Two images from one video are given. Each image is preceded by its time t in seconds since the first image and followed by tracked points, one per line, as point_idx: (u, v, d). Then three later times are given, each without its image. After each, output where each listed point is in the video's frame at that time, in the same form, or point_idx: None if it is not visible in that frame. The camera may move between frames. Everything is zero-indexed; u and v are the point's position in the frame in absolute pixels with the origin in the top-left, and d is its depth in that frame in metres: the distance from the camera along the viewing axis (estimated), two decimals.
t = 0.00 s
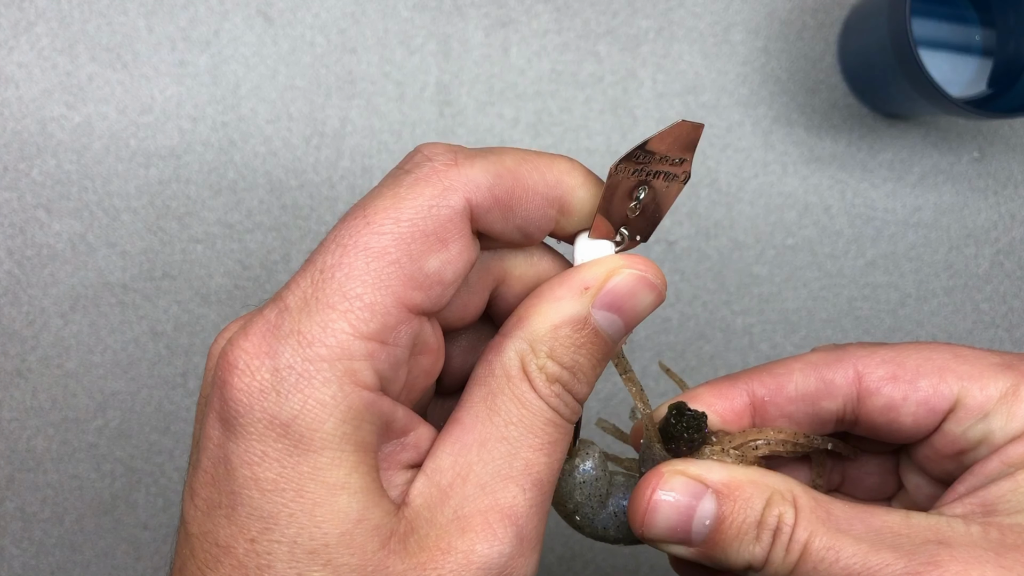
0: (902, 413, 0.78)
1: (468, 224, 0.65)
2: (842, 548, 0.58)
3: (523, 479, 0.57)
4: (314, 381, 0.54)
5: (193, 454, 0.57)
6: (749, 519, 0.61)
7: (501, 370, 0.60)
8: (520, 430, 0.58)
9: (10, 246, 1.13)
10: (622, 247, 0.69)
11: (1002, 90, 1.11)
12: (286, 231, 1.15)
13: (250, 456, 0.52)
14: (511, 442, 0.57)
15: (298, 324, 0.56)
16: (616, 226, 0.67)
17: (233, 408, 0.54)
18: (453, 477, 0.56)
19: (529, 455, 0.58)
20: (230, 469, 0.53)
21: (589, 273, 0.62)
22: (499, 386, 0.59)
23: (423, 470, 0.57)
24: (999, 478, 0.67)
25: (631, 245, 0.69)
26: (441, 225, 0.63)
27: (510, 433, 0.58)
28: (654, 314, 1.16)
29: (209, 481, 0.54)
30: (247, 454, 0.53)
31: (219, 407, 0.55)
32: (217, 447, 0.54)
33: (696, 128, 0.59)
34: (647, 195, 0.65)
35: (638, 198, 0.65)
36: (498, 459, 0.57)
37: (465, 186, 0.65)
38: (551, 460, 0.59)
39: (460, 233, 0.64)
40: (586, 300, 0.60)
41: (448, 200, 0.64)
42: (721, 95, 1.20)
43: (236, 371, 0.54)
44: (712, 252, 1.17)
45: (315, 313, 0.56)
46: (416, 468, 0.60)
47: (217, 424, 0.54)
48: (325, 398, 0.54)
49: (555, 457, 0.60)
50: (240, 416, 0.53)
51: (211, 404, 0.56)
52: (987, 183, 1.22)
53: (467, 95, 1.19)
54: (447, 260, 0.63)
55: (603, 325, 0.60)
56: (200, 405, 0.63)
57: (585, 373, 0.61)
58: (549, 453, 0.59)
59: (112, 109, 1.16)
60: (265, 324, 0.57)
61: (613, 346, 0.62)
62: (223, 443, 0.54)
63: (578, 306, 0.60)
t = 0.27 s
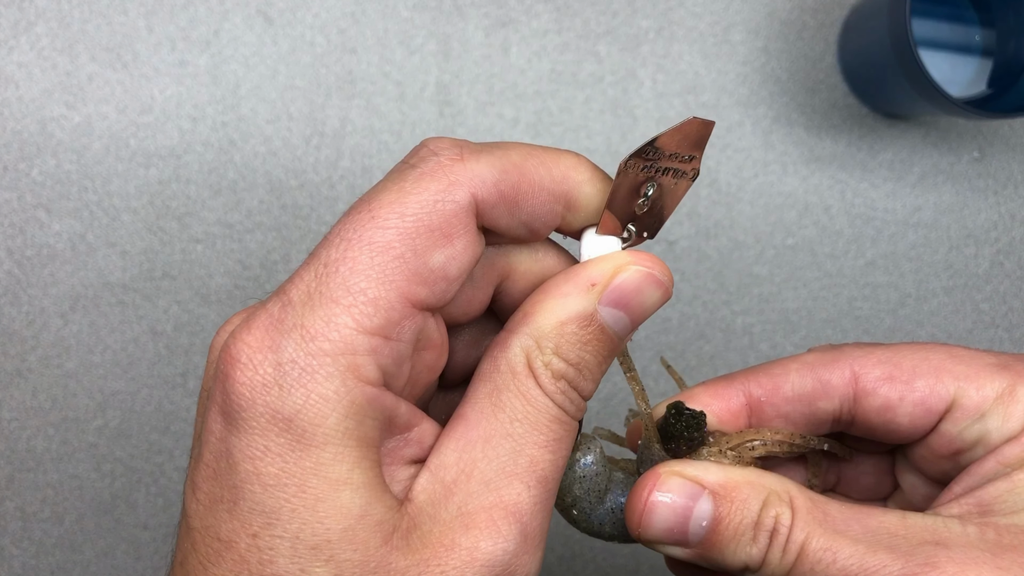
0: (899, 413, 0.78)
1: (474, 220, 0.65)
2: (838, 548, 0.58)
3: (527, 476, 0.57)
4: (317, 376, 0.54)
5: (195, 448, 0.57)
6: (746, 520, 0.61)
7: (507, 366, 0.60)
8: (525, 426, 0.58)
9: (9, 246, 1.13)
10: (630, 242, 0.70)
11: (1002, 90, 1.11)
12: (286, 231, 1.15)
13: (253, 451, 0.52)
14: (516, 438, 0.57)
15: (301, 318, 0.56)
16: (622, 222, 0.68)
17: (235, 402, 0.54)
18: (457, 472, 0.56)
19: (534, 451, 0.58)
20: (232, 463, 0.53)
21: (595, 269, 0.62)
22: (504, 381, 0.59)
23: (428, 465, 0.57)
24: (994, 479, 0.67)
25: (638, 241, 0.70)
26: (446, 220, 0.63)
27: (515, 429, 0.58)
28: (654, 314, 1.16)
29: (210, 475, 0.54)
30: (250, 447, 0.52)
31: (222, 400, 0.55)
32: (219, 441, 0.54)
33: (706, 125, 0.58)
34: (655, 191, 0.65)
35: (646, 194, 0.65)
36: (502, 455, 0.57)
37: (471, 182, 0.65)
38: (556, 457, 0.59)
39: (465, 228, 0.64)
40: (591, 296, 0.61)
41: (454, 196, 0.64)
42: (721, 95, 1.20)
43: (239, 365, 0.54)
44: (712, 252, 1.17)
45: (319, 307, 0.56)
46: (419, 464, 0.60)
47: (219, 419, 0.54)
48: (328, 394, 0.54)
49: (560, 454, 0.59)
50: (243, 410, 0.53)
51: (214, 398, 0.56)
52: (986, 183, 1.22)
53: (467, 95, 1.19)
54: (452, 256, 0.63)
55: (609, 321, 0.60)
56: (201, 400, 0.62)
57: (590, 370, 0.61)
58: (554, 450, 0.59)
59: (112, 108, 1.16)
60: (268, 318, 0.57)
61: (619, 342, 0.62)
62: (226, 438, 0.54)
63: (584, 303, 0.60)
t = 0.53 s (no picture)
0: (930, 383, 0.78)
1: (463, 195, 0.69)
2: (864, 522, 0.60)
3: (494, 450, 0.55)
4: (291, 331, 0.58)
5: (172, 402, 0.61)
6: (769, 486, 0.63)
7: (498, 341, 0.58)
8: (504, 402, 0.56)
9: (10, 246, 1.13)
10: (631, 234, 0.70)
11: (1002, 90, 1.11)
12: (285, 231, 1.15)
13: (221, 399, 0.56)
14: (492, 412, 0.56)
15: (280, 275, 0.60)
16: (626, 214, 0.68)
17: (212, 352, 0.57)
18: (428, 442, 0.55)
19: (506, 428, 0.56)
20: (201, 410, 0.56)
21: (604, 254, 0.60)
22: (492, 355, 0.58)
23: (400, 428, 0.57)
24: None
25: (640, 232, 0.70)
26: (433, 193, 0.66)
27: (492, 403, 0.56)
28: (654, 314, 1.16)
29: (180, 422, 0.57)
30: (218, 395, 0.56)
31: (199, 350, 0.58)
32: (194, 388, 0.58)
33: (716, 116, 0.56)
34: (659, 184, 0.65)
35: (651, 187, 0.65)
36: (473, 428, 0.55)
37: (463, 157, 0.68)
38: (530, 437, 0.57)
39: (452, 203, 0.67)
40: (594, 280, 0.58)
41: (445, 171, 0.67)
42: (721, 95, 1.20)
43: (217, 316, 0.58)
44: (712, 252, 1.17)
45: (299, 266, 0.60)
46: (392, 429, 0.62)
47: (195, 368, 0.58)
48: (299, 348, 0.57)
49: (536, 436, 0.57)
50: (217, 360, 0.57)
51: (192, 349, 0.60)
52: (986, 183, 1.22)
53: (466, 95, 1.19)
54: (435, 228, 0.67)
55: (610, 308, 0.58)
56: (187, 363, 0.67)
57: (585, 357, 0.59)
58: (529, 431, 0.57)
59: (112, 109, 1.16)
60: (251, 272, 0.61)
61: (622, 334, 0.60)
62: (198, 386, 0.57)
63: (586, 285, 0.58)
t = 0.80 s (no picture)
0: (948, 383, 0.79)
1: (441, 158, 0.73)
2: (878, 523, 0.60)
3: (466, 440, 0.53)
4: (271, 265, 0.57)
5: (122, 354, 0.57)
6: (783, 483, 0.63)
7: (480, 335, 0.56)
8: (481, 393, 0.54)
9: (10, 246, 1.13)
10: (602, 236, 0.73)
11: (1002, 90, 1.11)
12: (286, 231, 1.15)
13: (186, 338, 0.53)
14: (467, 402, 0.53)
15: (265, 214, 0.60)
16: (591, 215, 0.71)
17: (184, 292, 0.55)
18: (400, 429, 0.53)
19: (481, 420, 0.53)
20: (163, 351, 0.53)
21: (586, 253, 0.61)
22: (473, 347, 0.56)
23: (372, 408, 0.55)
24: None
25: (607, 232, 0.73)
26: (415, 153, 0.71)
27: (469, 394, 0.54)
28: (654, 314, 1.16)
29: (138, 365, 0.54)
30: (185, 332, 0.53)
31: (168, 290, 0.56)
32: (157, 329, 0.54)
33: (651, 99, 0.64)
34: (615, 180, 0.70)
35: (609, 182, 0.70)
36: (447, 417, 0.53)
37: (440, 126, 0.74)
38: (505, 433, 0.54)
39: (431, 163, 0.72)
40: (575, 278, 0.58)
41: (425, 135, 0.72)
42: (721, 95, 1.20)
43: (195, 252, 0.57)
44: (712, 252, 1.18)
45: (286, 203, 0.62)
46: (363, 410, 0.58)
47: (163, 310, 0.56)
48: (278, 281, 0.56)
49: (512, 432, 0.55)
50: (187, 297, 0.55)
51: (159, 290, 0.57)
52: (987, 182, 1.22)
53: (466, 95, 1.19)
54: (417, 181, 0.70)
55: (591, 309, 0.58)
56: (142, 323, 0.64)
57: (566, 356, 0.57)
58: (504, 426, 0.54)
59: (112, 108, 1.16)
60: (234, 213, 0.61)
61: (603, 339, 0.60)
62: (164, 328, 0.54)
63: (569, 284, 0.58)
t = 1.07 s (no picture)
0: (944, 400, 0.78)
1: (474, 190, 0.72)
2: (866, 538, 0.60)
3: (481, 428, 0.49)
4: (329, 224, 0.53)
5: (139, 300, 0.52)
6: (773, 499, 0.65)
7: (474, 341, 0.54)
8: (491, 386, 0.51)
9: (10, 246, 1.14)
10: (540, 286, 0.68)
11: (1002, 90, 1.11)
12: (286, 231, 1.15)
13: (230, 278, 0.48)
14: (479, 391, 0.51)
15: (321, 184, 0.57)
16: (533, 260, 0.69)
17: (227, 236, 0.51)
18: (414, 411, 0.49)
19: (496, 411, 0.50)
20: (200, 291, 0.48)
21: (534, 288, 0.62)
22: (470, 349, 0.54)
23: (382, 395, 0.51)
24: None
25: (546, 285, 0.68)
26: (453, 180, 0.70)
27: (481, 384, 0.51)
28: (654, 314, 1.16)
29: (164, 309, 0.49)
30: (225, 274, 0.49)
31: (208, 237, 0.52)
32: (192, 271, 0.50)
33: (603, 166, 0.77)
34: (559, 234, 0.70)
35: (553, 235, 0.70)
36: (461, 406, 0.50)
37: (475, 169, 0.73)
38: (515, 428, 0.52)
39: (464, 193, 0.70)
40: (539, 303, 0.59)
41: (463, 172, 0.71)
42: (721, 95, 1.20)
43: (244, 199, 0.52)
44: (712, 252, 1.18)
45: (339, 180, 0.58)
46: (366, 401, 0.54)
47: (198, 256, 0.51)
48: (333, 241, 0.52)
49: (519, 430, 0.52)
50: (233, 238, 0.50)
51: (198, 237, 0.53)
52: (986, 183, 1.22)
53: (467, 95, 1.19)
54: (452, 208, 0.68)
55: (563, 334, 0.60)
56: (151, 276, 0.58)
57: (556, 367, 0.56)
58: (514, 422, 0.51)
59: (112, 109, 1.16)
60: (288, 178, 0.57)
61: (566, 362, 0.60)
62: (200, 272, 0.50)
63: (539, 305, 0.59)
